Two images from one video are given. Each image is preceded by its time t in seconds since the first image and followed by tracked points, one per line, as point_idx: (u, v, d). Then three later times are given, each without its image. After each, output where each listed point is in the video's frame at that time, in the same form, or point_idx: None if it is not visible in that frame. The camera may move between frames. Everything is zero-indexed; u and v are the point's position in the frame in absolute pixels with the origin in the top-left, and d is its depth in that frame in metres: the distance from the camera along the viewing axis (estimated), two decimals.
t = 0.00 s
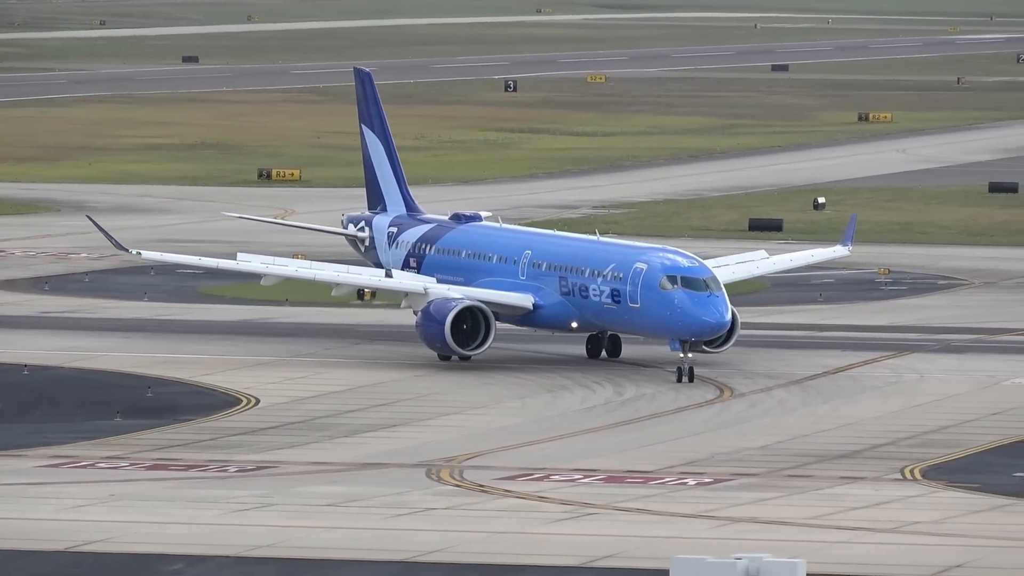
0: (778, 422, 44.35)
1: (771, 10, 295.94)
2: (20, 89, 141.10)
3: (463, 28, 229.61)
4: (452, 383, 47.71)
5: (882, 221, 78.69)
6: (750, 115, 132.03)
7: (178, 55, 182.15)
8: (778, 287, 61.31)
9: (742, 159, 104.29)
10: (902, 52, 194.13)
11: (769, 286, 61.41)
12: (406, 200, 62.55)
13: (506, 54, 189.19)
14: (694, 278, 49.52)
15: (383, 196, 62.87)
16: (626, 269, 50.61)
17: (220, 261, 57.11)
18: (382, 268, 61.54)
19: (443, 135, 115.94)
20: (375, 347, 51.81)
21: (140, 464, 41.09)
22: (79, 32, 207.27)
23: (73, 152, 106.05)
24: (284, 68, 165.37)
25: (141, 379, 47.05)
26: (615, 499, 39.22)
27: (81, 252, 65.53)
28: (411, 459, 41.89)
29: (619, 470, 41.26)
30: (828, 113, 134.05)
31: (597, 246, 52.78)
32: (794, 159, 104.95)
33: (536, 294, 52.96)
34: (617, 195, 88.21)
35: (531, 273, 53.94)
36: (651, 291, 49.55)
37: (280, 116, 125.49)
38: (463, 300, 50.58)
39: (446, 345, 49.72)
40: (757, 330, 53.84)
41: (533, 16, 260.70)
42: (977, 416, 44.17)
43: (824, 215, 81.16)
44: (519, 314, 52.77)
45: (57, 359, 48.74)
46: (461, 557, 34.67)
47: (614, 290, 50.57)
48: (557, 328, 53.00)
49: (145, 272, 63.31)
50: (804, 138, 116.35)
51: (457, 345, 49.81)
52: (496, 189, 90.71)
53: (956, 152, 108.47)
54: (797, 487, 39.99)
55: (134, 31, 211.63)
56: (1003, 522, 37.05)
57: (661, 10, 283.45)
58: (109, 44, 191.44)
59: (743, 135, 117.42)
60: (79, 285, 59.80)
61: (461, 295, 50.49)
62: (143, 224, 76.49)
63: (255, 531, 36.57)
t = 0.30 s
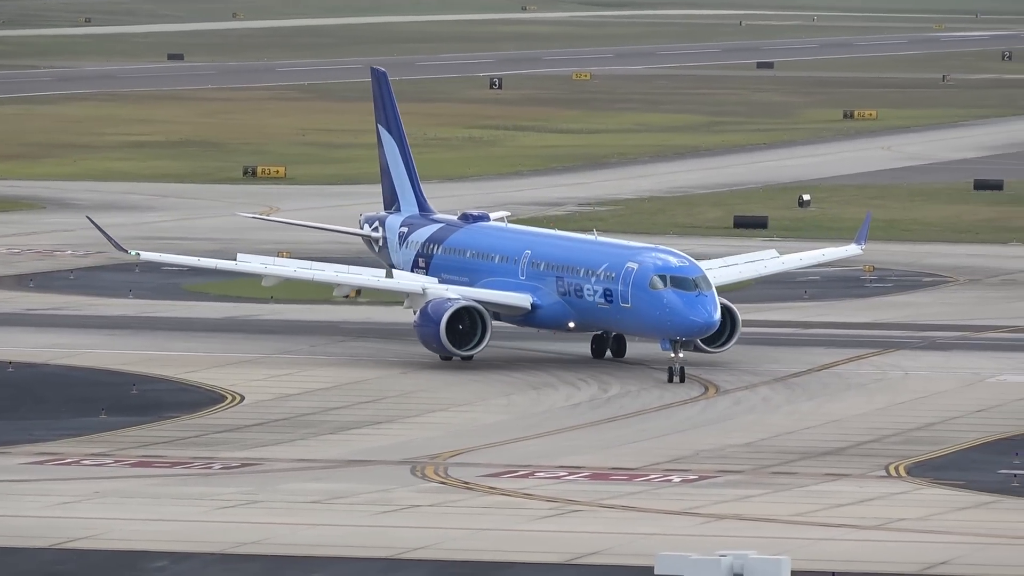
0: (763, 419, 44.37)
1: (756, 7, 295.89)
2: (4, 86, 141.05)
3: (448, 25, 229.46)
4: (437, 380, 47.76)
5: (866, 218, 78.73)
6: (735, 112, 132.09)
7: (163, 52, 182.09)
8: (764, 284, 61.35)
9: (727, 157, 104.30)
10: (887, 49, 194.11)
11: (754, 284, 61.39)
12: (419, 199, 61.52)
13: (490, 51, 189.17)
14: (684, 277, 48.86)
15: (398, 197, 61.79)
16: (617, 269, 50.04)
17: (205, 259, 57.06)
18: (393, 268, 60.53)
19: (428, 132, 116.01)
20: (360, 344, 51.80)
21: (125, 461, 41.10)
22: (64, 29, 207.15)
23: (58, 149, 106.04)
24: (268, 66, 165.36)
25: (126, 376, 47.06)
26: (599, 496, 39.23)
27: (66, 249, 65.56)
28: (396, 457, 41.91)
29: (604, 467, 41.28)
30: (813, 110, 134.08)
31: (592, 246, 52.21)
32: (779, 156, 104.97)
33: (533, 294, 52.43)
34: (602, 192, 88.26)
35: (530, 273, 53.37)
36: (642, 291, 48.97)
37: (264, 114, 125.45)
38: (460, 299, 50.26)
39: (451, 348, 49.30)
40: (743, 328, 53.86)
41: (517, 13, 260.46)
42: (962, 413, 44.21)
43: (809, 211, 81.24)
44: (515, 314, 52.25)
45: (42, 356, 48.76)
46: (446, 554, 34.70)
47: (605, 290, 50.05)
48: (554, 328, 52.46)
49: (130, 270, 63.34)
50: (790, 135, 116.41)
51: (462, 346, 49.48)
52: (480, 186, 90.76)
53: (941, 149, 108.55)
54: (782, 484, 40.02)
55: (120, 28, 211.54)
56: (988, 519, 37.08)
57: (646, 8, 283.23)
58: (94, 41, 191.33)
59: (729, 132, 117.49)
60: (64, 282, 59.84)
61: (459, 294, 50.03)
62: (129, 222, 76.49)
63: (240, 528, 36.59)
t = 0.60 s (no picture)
0: (746, 417, 44.36)
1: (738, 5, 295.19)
2: None
3: (433, 23, 229.33)
4: (421, 378, 47.77)
5: (850, 215, 78.73)
6: (719, 110, 131.88)
7: (146, 50, 181.73)
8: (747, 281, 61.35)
9: (711, 154, 104.24)
10: (872, 46, 193.96)
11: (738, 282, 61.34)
12: (429, 199, 60.97)
13: (472, 48, 188.87)
14: (671, 277, 48.08)
15: (410, 197, 61.35)
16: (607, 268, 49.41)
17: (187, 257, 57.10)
18: (402, 269, 60.10)
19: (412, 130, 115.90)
20: (344, 341, 51.79)
21: (108, 459, 41.07)
22: (49, 26, 206.86)
23: (40, 147, 105.83)
24: (251, 64, 164.97)
25: (111, 374, 47.06)
26: (583, 493, 39.23)
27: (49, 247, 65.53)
28: (379, 454, 41.90)
29: (587, 465, 41.28)
30: (796, 108, 133.89)
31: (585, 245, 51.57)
32: (763, 153, 104.96)
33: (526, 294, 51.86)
34: (585, 190, 88.20)
35: (525, 272, 52.77)
36: (630, 289, 48.32)
37: (247, 112, 125.42)
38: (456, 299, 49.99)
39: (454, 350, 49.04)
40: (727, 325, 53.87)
41: (501, 11, 260.02)
42: (945, 411, 44.22)
43: (793, 209, 81.21)
44: (508, 314, 51.71)
45: (25, 354, 48.76)
46: (429, 552, 34.70)
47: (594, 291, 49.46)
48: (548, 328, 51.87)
49: (113, 267, 63.34)
50: (773, 132, 116.30)
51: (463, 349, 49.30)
52: (465, 184, 90.72)
53: (924, 146, 108.57)
54: (765, 482, 39.99)
55: (104, 26, 211.10)
56: (971, 516, 37.08)
57: (629, 6, 282.99)
58: (78, 39, 190.85)
59: (712, 130, 117.41)
60: (47, 280, 59.82)
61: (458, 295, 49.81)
62: (112, 220, 76.50)
63: (223, 525, 36.58)
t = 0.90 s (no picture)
0: (726, 417, 44.36)
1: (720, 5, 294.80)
2: None
3: (415, 21, 229.12)
4: (401, 377, 47.76)
5: (831, 215, 78.78)
6: (700, 110, 131.69)
7: (127, 48, 181.33)
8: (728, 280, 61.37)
9: (692, 154, 104.21)
10: (853, 46, 193.94)
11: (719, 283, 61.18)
12: (435, 200, 60.40)
13: (454, 47, 188.54)
14: (652, 278, 47.39)
15: (416, 197, 60.95)
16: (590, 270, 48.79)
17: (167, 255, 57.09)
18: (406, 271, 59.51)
19: (394, 129, 115.75)
20: (325, 340, 51.79)
21: (88, 457, 41.01)
22: (30, 24, 206.28)
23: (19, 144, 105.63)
24: (232, 62, 164.59)
25: (91, 372, 47.06)
26: (563, 493, 39.19)
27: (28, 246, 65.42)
28: (360, 453, 41.87)
29: (567, 464, 41.25)
30: (778, 107, 133.75)
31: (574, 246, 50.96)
32: (744, 152, 104.94)
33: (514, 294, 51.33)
34: (566, 189, 88.13)
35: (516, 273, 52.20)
36: (611, 291, 47.68)
37: (228, 109, 125.32)
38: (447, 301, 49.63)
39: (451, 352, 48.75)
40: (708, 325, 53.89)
41: (482, 9, 259.65)
42: (925, 411, 44.24)
43: (774, 209, 81.19)
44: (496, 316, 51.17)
45: (5, 352, 48.69)
46: (409, 551, 34.67)
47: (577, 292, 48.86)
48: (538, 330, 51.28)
49: (94, 265, 63.26)
50: (755, 132, 116.21)
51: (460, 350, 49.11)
52: (446, 183, 90.70)
53: (904, 147, 108.61)
54: (745, 482, 39.95)
55: (86, 24, 210.71)
56: (950, 517, 37.07)
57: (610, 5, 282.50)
58: (60, 37, 190.37)
59: (694, 130, 117.32)
60: (26, 277, 59.76)
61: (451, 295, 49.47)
62: (93, 218, 76.44)
63: (203, 524, 36.52)
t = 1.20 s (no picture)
0: (704, 418, 44.39)
1: (697, 5, 294.31)
2: None
3: (395, 21, 229.12)
4: (380, 378, 47.78)
5: (809, 216, 78.89)
6: (679, 111, 131.60)
7: (106, 48, 181.03)
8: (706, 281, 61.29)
9: (671, 155, 104.26)
10: (833, 48, 194.07)
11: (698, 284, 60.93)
12: (439, 203, 59.64)
13: (435, 48, 188.51)
14: (632, 281, 46.68)
15: (422, 200, 60.35)
16: (572, 273, 48.15)
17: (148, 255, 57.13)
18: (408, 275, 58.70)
19: (374, 129, 115.79)
20: (305, 340, 51.79)
21: (66, 457, 40.93)
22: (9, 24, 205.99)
23: None
24: (212, 62, 164.43)
25: (70, 372, 47.10)
26: (541, 494, 39.13)
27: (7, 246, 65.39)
28: (338, 454, 41.85)
29: (545, 465, 41.21)
30: (756, 108, 133.75)
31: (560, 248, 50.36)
32: (723, 154, 105.02)
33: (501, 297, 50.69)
34: (545, 190, 88.18)
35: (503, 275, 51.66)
36: (591, 294, 47.06)
37: (207, 109, 125.35)
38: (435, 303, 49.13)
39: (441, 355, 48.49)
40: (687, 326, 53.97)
41: (462, 9, 259.60)
42: (904, 413, 44.29)
43: (753, 210, 81.22)
44: (483, 319, 50.63)
45: None
46: (387, 552, 34.63)
47: (558, 294, 48.26)
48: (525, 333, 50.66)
49: (73, 265, 63.25)
50: (733, 133, 116.22)
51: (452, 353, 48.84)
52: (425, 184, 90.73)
53: (883, 149, 108.70)
54: (723, 483, 39.91)
55: (66, 24, 210.36)
56: (929, 518, 37.01)
57: (590, 5, 282.55)
58: (40, 37, 190.10)
59: (672, 130, 117.30)
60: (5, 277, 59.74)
61: (436, 298, 48.94)
62: (72, 217, 76.39)
63: (182, 525, 36.45)
